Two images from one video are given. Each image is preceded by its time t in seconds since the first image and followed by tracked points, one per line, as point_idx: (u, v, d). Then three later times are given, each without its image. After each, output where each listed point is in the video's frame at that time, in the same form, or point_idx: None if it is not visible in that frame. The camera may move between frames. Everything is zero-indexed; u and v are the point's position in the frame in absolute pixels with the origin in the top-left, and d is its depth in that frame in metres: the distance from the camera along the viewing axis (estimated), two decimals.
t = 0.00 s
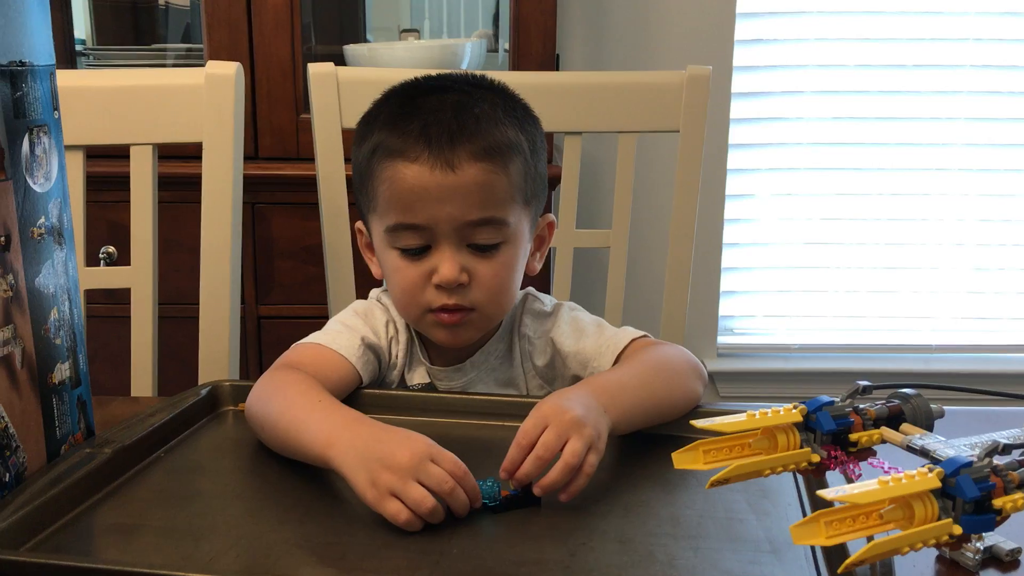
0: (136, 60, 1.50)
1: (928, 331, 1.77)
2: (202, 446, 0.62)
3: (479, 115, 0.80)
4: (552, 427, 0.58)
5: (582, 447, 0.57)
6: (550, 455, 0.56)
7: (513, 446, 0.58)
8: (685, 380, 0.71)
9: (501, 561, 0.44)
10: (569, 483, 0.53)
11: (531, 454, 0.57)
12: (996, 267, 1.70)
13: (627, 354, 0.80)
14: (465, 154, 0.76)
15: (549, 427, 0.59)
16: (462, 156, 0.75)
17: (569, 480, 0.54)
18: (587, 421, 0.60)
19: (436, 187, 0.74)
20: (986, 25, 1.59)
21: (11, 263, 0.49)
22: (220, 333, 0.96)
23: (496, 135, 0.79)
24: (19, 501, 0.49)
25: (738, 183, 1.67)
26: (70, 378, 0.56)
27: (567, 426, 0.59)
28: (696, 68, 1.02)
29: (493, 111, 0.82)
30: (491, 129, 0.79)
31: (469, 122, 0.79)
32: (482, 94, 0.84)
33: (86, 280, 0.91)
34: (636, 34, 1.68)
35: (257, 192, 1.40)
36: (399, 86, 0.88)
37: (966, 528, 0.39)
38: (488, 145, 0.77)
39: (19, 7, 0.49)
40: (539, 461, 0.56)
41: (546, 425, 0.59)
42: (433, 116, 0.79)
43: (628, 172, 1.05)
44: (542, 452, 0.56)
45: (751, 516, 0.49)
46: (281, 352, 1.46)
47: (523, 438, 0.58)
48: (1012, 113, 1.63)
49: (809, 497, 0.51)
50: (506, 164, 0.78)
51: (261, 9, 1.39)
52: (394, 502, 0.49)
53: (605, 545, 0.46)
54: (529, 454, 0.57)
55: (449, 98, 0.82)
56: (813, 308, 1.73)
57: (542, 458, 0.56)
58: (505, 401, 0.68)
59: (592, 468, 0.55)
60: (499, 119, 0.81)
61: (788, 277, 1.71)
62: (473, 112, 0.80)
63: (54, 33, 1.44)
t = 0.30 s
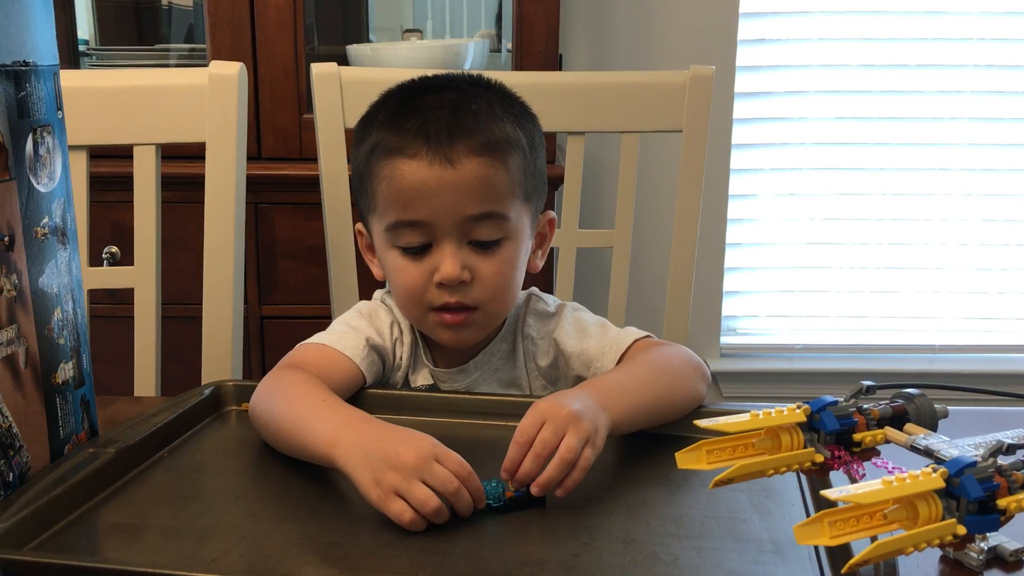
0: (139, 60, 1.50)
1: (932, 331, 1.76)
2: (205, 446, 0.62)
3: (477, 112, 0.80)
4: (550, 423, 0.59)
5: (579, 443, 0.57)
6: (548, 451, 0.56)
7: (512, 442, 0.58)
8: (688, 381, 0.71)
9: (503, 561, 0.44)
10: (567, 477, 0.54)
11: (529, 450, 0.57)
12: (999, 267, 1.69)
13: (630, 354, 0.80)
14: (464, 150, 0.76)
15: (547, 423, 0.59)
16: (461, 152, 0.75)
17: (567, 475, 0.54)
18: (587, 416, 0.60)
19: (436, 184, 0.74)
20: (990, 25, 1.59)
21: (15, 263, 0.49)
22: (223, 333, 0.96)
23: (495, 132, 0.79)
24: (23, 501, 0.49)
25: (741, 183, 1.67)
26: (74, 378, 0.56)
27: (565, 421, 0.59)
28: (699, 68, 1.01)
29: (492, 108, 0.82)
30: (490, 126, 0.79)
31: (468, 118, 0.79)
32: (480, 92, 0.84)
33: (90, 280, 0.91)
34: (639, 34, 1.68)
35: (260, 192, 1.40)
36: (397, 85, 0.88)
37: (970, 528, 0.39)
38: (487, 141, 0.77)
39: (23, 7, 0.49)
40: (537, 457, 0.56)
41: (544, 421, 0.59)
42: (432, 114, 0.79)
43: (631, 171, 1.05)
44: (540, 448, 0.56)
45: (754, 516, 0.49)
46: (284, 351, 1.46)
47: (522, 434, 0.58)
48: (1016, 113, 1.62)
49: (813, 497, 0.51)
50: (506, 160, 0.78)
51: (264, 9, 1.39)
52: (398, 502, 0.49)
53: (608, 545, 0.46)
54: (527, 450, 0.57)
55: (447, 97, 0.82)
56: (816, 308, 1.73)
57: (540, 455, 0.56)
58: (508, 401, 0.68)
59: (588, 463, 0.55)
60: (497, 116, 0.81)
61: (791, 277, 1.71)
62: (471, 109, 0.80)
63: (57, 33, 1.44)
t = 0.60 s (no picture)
0: (141, 60, 1.50)
1: (933, 331, 1.76)
2: (207, 446, 0.62)
3: (480, 116, 0.80)
4: (551, 422, 0.59)
5: (580, 441, 0.57)
6: (549, 449, 0.56)
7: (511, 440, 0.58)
8: (691, 382, 0.71)
9: (505, 560, 0.44)
10: (569, 476, 0.54)
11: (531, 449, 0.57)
12: (1001, 267, 1.69)
13: (633, 356, 0.80)
14: (466, 155, 0.76)
15: (548, 422, 0.59)
16: (462, 157, 0.75)
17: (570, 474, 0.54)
18: (589, 415, 0.60)
19: (438, 189, 0.74)
20: (991, 24, 1.59)
21: (17, 263, 0.49)
22: (225, 334, 0.96)
23: (497, 136, 0.79)
24: (25, 501, 0.49)
25: (742, 183, 1.67)
26: (76, 378, 0.56)
27: (566, 420, 0.59)
28: (700, 68, 1.01)
29: (493, 112, 0.82)
30: (492, 130, 0.79)
31: (470, 123, 0.79)
32: (482, 95, 0.84)
33: (91, 280, 0.91)
34: (640, 35, 1.68)
35: (262, 192, 1.40)
36: (399, 87, 0.88)
37: (971, 528, 0.39)
38: (489, 146, 0.77)
39: (26, 7, 0.49)
40: (539, 456, 0.56)
41: (545, 420, 0.59)
42: (434, 117, 0.79)
43: (632, 171, 1.05)
44: (540, 446, 0.56)
45: (756, 516, 0.49)
46: (285, 351, 1.46)
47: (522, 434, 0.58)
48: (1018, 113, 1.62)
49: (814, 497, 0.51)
50: (507, 164, 0.78)
51: (265, 9, 1.39)
52: (400, 502, 0.49)
53: (610, 545, 0.46)
54: (527, 449, 0.57)
55: (449, 100, 0.82)
56: (818, 308, 1.73)
57: (541, 452, 0.56)
58: (509, 401, 0.68)
59: (589, 461, 0.56)
60: (499, 119, 0.81)
61: (793, 277, 1.70)
62: (473, 113, 0.80)
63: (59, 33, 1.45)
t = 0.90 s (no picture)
0: (143, 61, 1.51)
1: (936, 331, 1.76)
2: (209, 446, 0.62)
3: (484, 115, 0.80)
4: (556, 405, 0.60)
5: (586, 421, 0.59)
6: (556, 430, 0.57)
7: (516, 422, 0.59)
8: (694, 377, 0.72)
9: (508, 561, 0.44)
10: (576, 453, 0.56)
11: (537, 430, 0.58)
12: (1004, 267, 1.69)
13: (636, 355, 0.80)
14: (470, 154, 0.76)
15: (554, 406, 0.60)
16: (467, 156, 0.75)
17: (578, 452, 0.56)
18: (594, 400, 0.62)
19: (442, 188, 0.74)
20: (994, 24, 1.59)
21: (19, 263, 0.49)
22: (227, 333, 0.96)
23: (502, 136, 0.79)
24: (27, 500, 0.49)
25: (745, 183, 1.67)
26: (78, 378, 0.56)
27: (573, 404, 0.60)
28: (703, 68, 1.01)
29: (498, 112, 0.81)
30: (496, 129, 0.79)
31: (474, 122, 0.79)
32: (487, 94, 0.84)
33: (94, 280, 0.92)
34: (642, 34, 1.67)
35: (264, 192, 1.41)
36: (403, 86, 0.88)
37: (975, 528, 0.39)
38: (493, 146, 0.77)
39: (29, 8, 0.49)
40: (544, 437, 0.56)
41: (551, 404, 0.60)
42: (438, 116, 0.79)
43: (634, 170, 1.05)
44: (548, 427, 0.57)
45: (758, 516, 0.49)
46: (287, 351, 1.47)
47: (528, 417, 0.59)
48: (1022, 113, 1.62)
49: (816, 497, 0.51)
50: (512, 164, 0.78)
51: (268, 9, 1.39)
52: (402, 502, 0.49)
53: (612, 545, 0.46)
54: (534, 430, 0.58)
55: (453, 99, 0.82)
56: (820, 308, 1.73)
57: (548, 433, 0.57)
58: (512, 401, 0.68)
59: (596, 439, 0.57)
60: (504, 118, 0.81)
61: (795, 277, 1.70)
62: (478, 112, 0.80)
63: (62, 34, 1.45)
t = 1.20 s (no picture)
0: (146, 61, 1.51)
1: (940, 331, 1.76)
2: (213, 446, 0.62)
3: (494, 120, 0.80)
4: (557, 421, 0.59)
5: (588, 438, 0.57)
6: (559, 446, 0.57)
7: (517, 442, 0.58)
8: (695, 376, 0.71)
9: (512, 560, 0.45)
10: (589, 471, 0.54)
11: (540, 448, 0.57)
12: (1007, 267, 1.69)
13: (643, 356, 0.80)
14: (478, 160, 0.76)
15: (555, 423, 0.59)
16: (475, 161, 0.75)
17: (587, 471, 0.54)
18: (596, 413, 0.61)
19: (450, 194, 0.74)
20: (997, 24, 1.58)
21: (25, 263, 0.49)
22: (231, 334, 0.96)
23: (510, 142, 0.79)
24: (32, 500, 0.49)
25: (747, 183, 1.67)
26: (83, 378, 0.56)
27: (574, 421, 0.59)
28: (706, 68, 1.01)
29: (508, 116, 0.81)
30: (505, 134, 0.79)
31: (484, 127, 0.79)
32: (496, 98, 0.84)
33: (98, 280, 0.92)
34: (645, 33, 1.67)
35: (268, 192, 1.41)
36: (413, 87, 0.88)
37: (979, 528, 0.39)
38: (502, 152, 0.77)
39: (35, 9, 0.49)
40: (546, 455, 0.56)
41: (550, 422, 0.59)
42: (447, 120, 0.79)
43: (637, 170, 1.05)
44: (550, 444, 0.57)
45: (762, 516, 0.49)
46: (291, 352, 1.47)
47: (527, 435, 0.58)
48: None
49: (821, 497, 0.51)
50: (520, 170, 0.78)
51: (271, 10, 1.40)
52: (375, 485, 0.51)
53: (616, 544, 0.46)
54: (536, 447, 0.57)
55: (463, 103, 0.82)
56: (823, 308, 1.73)
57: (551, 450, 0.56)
58: (515, 401, 0.68)
59: (603, 455, 0.56)
60: (513, 123, 0.81)
61: (797, 278, 1.70)
62: (487, 117, 0.80)
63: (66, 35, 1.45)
